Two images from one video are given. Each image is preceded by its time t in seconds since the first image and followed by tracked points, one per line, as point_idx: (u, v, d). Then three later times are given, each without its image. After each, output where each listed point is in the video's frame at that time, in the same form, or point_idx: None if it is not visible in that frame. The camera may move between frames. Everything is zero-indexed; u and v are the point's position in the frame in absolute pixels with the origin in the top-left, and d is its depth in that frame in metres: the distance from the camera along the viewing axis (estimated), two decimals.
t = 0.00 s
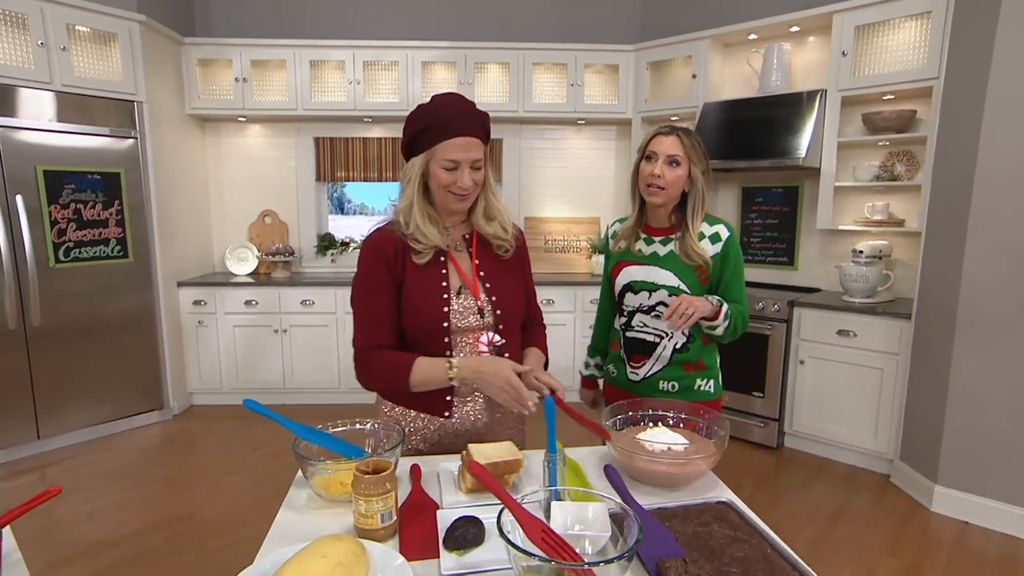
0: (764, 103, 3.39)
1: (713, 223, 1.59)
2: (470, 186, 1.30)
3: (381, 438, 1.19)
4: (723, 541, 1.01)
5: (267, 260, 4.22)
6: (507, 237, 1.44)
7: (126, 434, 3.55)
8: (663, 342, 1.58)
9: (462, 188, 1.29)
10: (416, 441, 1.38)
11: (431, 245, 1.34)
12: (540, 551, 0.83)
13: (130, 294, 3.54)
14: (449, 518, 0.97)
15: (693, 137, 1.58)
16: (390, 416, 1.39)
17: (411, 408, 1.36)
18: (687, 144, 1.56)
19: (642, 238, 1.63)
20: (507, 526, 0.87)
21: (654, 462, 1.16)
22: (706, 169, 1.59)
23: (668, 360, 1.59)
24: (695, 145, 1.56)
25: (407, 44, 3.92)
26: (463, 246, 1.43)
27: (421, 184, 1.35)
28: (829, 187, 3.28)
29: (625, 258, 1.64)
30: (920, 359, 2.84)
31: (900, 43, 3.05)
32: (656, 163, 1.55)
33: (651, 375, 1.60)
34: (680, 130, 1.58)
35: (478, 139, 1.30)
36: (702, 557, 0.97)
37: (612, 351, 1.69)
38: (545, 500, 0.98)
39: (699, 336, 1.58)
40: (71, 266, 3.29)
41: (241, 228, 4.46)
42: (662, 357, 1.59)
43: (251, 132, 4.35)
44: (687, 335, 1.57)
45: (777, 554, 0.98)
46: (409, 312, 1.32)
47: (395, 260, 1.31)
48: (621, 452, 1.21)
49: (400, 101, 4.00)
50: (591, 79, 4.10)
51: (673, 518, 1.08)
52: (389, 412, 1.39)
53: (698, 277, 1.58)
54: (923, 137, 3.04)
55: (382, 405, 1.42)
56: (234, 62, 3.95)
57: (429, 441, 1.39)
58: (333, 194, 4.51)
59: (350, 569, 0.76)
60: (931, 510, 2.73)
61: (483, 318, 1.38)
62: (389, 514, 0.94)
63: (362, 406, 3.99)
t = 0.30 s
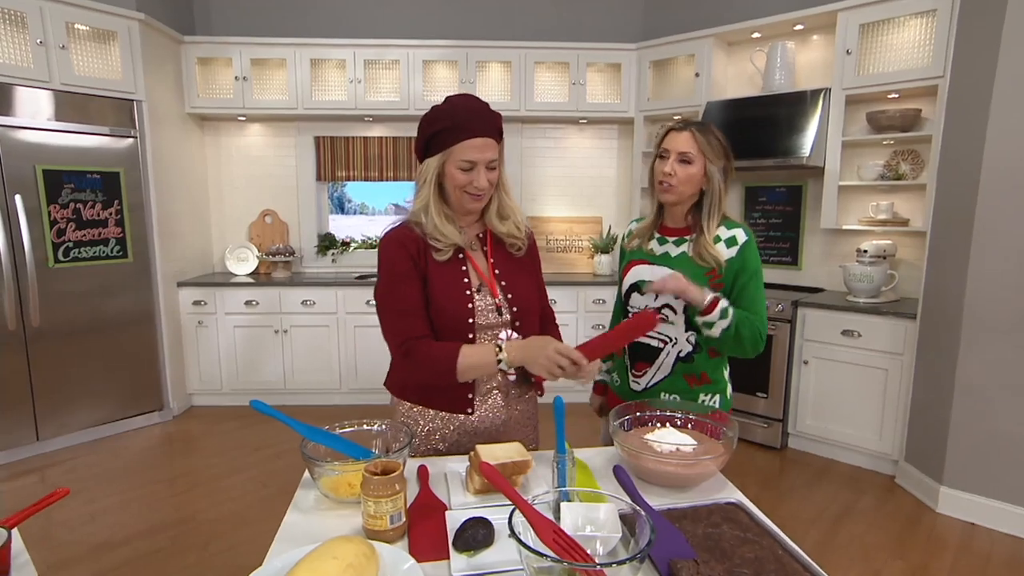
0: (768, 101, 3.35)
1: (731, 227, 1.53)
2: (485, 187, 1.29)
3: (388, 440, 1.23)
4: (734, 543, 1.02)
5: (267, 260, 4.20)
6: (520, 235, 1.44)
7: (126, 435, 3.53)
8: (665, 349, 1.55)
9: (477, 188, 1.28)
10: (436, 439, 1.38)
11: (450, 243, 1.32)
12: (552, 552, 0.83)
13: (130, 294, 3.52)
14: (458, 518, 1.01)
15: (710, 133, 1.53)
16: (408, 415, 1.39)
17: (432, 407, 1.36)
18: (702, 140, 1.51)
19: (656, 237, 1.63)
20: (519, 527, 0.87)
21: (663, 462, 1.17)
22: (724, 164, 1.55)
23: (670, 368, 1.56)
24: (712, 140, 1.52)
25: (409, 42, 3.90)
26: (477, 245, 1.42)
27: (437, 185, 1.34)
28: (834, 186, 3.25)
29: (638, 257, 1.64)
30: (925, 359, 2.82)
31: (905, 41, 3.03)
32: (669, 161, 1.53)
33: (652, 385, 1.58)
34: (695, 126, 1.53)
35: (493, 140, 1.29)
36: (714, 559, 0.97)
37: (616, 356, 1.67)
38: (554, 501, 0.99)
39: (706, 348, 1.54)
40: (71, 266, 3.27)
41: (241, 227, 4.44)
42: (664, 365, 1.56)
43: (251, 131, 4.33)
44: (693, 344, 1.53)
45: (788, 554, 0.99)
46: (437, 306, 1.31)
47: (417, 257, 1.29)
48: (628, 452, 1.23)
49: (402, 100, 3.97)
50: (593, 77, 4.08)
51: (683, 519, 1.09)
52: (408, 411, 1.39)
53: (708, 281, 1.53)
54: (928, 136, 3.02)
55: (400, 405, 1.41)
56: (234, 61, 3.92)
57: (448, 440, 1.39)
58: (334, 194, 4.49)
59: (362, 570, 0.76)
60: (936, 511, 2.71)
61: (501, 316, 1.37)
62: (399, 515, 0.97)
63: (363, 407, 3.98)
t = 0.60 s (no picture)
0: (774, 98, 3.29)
1: (757, 233, 1.49)
2: (496, 183, 1.27)
3: (394, 441, 1.22)
4: (745, 545, 1.01)
5: (266, 260, 4.16)
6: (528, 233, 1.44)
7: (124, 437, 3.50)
8: (679, 359, 1.52)
9: (489, 185, 1.26)
10: (447, 441, 1.36)
11: (467, 239, 1.31)
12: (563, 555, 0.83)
13: (128, 294, 3.49)
14: (466, 520, 1.01)
15: (729, 130, 1.49)
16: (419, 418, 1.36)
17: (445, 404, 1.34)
18: (715, 137, 1.47)
19: (676, 242, 1.59)
20: (530, 529, 0.88)
21: (670, 463, 1.15)
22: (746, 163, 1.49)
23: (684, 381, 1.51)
24: (729, 138, 1.48)
25: (409, 40, 3.86)
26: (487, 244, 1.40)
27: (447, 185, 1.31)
28: (837, 185, 3.23)
29: (655, 262, 1.61)
30: (931, 360, 2.80)
31: (910, 39, 3.01)
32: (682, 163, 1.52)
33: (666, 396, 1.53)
34: (708, 123, 1.50)
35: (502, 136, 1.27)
36: (724, 561, 0.96)
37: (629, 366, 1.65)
38: (563, 503, 1.00)
39: (724, 362, 1.48)
40: (67, 267, 3.23)
41: (239, 227, 4.40)
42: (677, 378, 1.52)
43: (249, 130, 4.29)
44: (709, 356, 1.49)
45: (800, 556, 0.98)
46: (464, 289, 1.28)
47: (439, 247, 1.27)
48: (636, 453, 1.22)
49: (402, 98, 3.94)
50: (594, 76, 4.05)
51: (692, 521, 1.08)
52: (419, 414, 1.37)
53: (727, 290, 1.47)
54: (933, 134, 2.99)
55: (410, 407, 1.38)
56: (232, 59, 3.89)
57: (460, 442, 1.37)
58: (332, 193, 4.47)
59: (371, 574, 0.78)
60: (943, 513, 2.68)
61: (513, 313, 1.35)
62: (406, 517, 0.97)
63: (363, 408, 3.94)
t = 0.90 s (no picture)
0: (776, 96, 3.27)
1: (776, 237, 1.48)
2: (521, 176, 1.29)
3: (400, 443, 1.21)
4: (756, 547, 0.99)
5: (264, 260, 4.12)
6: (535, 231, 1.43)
7: (121, 438, 3.46)
8: (693, 365, 1.49)
9: (514, 177, 1.28)
10: (464, 443, 1.34)
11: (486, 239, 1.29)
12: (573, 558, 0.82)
13: (125, 294, 3.45)
14: (474, 524, 1.00)
15: (740, 128, 1.46)
16: (431, 420, 1.34)
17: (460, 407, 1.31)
18: (722, 136, 1.44)
19: (690, 243, 1.57)
20: (540, 532, 0.87)
21: (679, 465, 1.13)
22: (759, 164, 1.47)
23: (697, 386, 1.49)
24: (742, 137, 1.45)
25: (408, 38, 3.82)
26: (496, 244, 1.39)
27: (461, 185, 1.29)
28: (841, 184, 3.21)
29: (667, 262, 1.59)
30: (936, 360, 2.77)
31: (915, 37, 2.99)
32: (692, 162, 1.49)
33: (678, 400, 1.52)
34: (718, 121, 1.47)
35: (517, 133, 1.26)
36: (735, 564, 0.94)
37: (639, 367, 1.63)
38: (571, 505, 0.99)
39: (738, 367, 1.47)
40: (63, 267, 3.19)
41: (237, 227, 4.35)
42: (690, 383, 1.50)
43: (247, 128, 4.25)
44: (724, 361, 1.47)
45: (812, 559, 0.96)
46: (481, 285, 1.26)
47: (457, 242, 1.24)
48: (644, 454, 1.19)
49: (401, 96, 3.90)
50: (596, 74, 4.02)
51: (702, 524, 1.06)
52: (433, 418, 1.34)
53: (746, 295, 1.45)
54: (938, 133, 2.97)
55: (422, 410, 1.36)
56: (229, 57, 3.84)
57: (476, 444, 1.35)
58: (331, 193, 4.43)
59: None
60: (949, 515, 2.66)
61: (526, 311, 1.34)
62: (414, 520, 0.95)
63: (362, 410, 3.91)
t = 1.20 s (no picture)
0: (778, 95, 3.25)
1: (786, 241, 1.45)
2: (514, 181, 1.23)
3: (404, 446, 1.18)
4: (765, 549, 0.96)
5: (260, 260, 4.07)
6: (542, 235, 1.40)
7: (115, 441, 3.41)
8: (701, 371, 1.47)
9: (507, 181, 1.22)
10: (474, 447, 1.30)
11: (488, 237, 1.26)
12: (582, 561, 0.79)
13: (119, 295, 3.40)
14: (480, 525, 0.97)
15: (751, 129, 1.42)
16: (439, 424, 1.30)
17: (470, 408, 1.27)
18: (733, 138, 1.41)
19: (697, 245, 1.54)
20: (547, 535, 0.84)
21: (683, 466, 1.10)
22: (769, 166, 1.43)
23: (706, 391, 1.48)
24: (752, 139, 1.41)
25: (405, 36, 3.78)
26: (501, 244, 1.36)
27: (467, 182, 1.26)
28: (843, 183, 3.19)
29: (675, 263, 1.56)
30: (939, 361, 2.75)
31: (917, 35, 2.97)
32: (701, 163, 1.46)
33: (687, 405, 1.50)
34: (729, 121, 1.43)
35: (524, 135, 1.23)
36: (744, 566, 0.92)
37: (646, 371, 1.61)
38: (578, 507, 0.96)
39: (747, 373, 1.46)
40: (57, 267, 3.15)
41: (232, 227, 4.31)
42: (698, 388, 1.49)
43: (243, 127, 4.20)
44: (733, 367, 1.45)
45: (821, 561, 0.93)
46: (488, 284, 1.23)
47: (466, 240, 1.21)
48: (649, 457, 1.17)
49: (399, 95, 3.86)
50: (595, 72, 3.99)
51: (709, 526, 1.03)
52: (440, 422, 1.30)
53: (755, 300, 1.42)
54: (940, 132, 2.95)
55: (428, 415, 1.32)
56: (225, 54, 3.80)
57: (486, 448, 1.31)
58: (327, 192, 4.38)
59: None
60: (952, 516, 2.64)
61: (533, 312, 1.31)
62: (420, 523, 0.92)
63: (360, 411, 3.87)
